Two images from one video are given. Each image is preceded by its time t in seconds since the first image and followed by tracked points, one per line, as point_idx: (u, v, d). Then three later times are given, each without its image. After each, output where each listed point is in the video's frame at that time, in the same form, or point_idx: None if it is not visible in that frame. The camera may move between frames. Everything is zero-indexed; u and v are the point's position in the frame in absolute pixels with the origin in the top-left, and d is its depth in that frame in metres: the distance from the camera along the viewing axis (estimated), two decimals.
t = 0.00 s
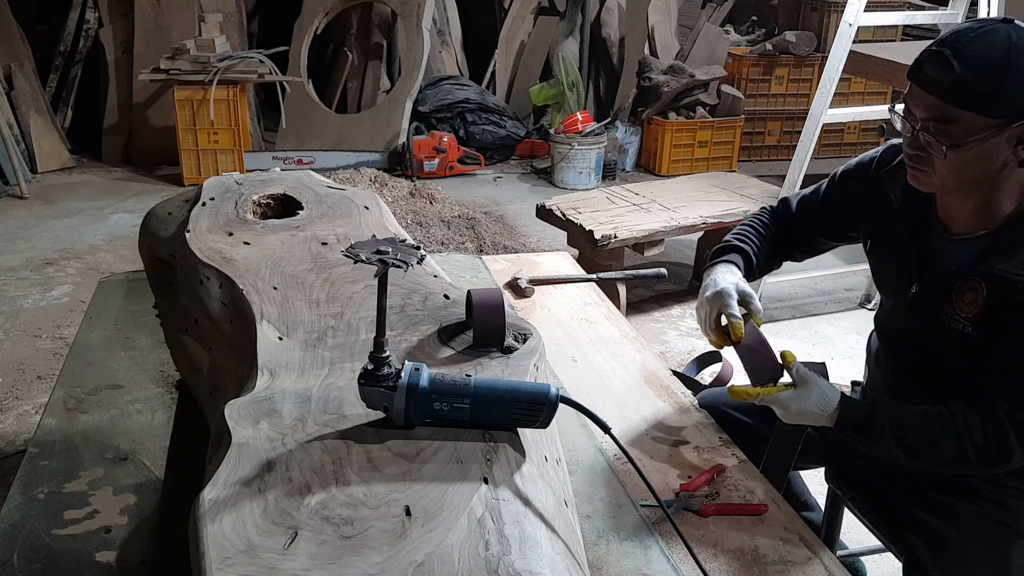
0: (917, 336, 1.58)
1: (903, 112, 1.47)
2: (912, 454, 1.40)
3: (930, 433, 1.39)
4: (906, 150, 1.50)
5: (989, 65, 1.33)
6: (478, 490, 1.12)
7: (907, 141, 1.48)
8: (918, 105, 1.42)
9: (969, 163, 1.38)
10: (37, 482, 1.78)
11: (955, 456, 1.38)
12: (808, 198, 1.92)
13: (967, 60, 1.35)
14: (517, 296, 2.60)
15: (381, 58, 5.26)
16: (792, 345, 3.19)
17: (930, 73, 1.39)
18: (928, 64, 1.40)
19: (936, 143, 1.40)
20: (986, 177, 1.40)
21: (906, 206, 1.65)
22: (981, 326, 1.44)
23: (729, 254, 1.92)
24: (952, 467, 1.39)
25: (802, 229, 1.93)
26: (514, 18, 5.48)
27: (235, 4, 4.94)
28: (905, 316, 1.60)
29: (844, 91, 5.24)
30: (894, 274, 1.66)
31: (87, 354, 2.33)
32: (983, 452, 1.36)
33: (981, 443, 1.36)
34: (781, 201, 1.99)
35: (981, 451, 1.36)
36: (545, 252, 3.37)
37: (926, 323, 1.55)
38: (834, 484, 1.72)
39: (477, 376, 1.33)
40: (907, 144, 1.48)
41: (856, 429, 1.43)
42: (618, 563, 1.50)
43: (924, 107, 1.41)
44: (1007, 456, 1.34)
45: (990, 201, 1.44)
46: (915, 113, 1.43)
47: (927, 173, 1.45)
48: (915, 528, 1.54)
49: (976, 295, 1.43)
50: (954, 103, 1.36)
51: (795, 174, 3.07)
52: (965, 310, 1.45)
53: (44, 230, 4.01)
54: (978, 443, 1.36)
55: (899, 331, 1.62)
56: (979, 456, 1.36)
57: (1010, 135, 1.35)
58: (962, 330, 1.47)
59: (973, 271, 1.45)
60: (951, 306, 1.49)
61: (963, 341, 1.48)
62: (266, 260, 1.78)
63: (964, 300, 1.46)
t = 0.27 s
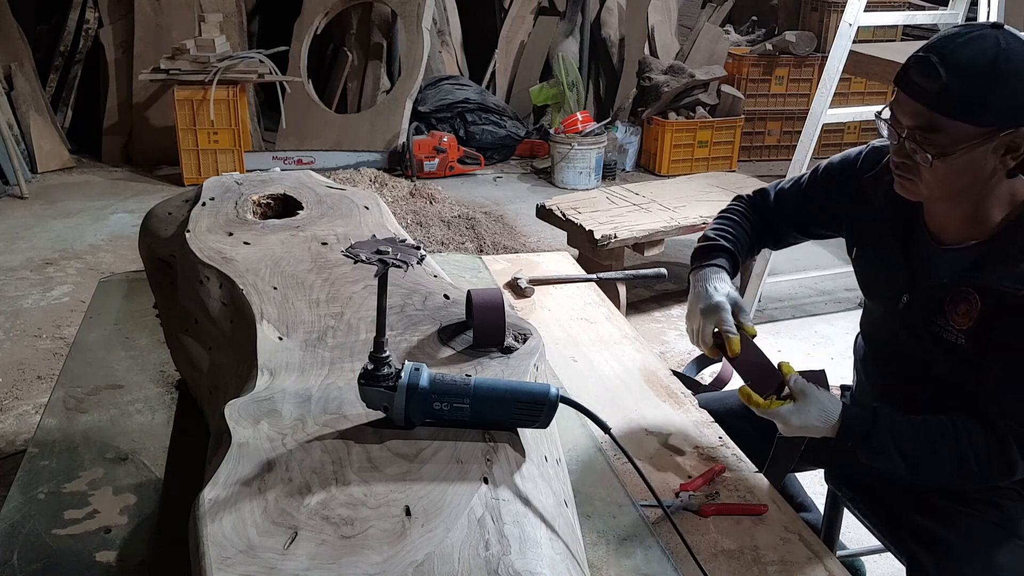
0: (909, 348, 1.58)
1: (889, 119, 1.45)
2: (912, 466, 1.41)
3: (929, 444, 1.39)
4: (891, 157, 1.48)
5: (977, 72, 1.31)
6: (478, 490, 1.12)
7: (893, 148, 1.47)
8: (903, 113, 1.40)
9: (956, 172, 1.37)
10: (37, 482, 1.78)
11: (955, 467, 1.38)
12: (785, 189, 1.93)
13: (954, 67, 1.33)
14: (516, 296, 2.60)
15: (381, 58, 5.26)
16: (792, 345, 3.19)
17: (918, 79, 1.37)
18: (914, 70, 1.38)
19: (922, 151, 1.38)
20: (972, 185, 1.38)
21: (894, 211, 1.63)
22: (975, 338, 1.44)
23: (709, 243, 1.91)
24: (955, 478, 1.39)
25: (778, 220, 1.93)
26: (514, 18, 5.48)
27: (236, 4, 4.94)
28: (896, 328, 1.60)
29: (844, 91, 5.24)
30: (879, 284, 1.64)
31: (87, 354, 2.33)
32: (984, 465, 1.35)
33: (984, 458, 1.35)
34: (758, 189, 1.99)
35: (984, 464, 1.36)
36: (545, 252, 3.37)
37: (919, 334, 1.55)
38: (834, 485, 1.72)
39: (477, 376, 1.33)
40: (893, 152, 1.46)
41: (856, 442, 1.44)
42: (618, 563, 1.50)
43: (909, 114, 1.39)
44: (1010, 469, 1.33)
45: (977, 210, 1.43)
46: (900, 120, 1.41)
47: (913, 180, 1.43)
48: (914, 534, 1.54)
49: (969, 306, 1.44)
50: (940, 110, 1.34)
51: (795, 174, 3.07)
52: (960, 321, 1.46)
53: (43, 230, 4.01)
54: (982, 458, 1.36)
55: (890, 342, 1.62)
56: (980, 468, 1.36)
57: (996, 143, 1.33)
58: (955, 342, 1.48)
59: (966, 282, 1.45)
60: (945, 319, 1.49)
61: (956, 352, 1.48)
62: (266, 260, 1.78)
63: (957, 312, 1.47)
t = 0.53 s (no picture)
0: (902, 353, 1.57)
1: (883, 122, 1.46)
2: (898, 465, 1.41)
3: (916, 446, 1.39)
4: (885, 160, 1.49)
5: (971, 80, 1.31)
6: (478, 491, 1.12)
7: (887, 151, 1.47)
8: (897, 117, 1.40)
9: (947, 179, 1.37)
10: (36, 482, 1.78)
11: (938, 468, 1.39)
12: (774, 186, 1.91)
13: (948, 73, 1.33)
14: (516, 296, 2.60)
15: (381, 58, 5.26)
16: (792, 345, 3.19)
17: (912, 84, 1.37)
18: (909, 75, 1.37)
19: (914, 157, 1.38)
20: (964, 193, 1.39)
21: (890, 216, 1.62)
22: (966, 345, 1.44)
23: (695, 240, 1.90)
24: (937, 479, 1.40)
25: (766, 216, 1.91)
26: (514, 18, 5.49)
27: (236, 4, 4.94)
28: (889, 332, 1.59)
29: (844, 91, 5.24)
30: (874, 288, 1.63)
31: (87, 354, 2.33)
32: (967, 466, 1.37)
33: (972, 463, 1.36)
34: (745, 185, 1.97)
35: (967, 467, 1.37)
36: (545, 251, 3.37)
37: (912, 340, 1.54)
38: (835, 485, 1.73)
39: (478, 376, 1.33)
40: (887, 155, 1.46)
41: (840, 436, 1.43)
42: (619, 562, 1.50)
43: (903, 119, 1.39)
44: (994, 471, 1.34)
45: (970, 217, 1.43)
46: (894, 124, 1.41)
47: (905, 185, 1.44)
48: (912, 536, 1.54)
49: (962, 314, 1.43)
50: (933, 117, 1.34)
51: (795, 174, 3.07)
52: (952, 329, 1.45)
53: (44, 230, 4.01)
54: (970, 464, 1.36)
55: (883, 345, 1.61)
56: (960, 468, 1.37)
57: (989, 152, 1.34)
58: (947, 348, 1.48)
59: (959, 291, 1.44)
60: (936, 326, 1.49)
61: (949, 358, 1.48)
62: (266, 260, 1.78)
63: (949, 319, 1.46)
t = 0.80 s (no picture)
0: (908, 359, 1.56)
1: (892, 127, 1.46)
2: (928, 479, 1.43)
3: (939, 457, 1.41)
4: (893, 165, 1.49)
5: (982, 86, 1.31)
6: (478, 491, 1.12)
7: (895, 157, 1.47)
8: (907, 123, 1.40)
9: (959, 185, 1.38)
10: (36, 482, 1.78)
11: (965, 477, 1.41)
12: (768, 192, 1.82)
13: (960, 77, 1.33)
14: (516, 296, 2.60)
15: (381, 58, 5.26)
16: (792, 345, 3.19)
17: (922, 90, 1.37)
18: (919, 80, 1.38)
19: (925, 164, 1.38)
20: (975, 198, 1.39)
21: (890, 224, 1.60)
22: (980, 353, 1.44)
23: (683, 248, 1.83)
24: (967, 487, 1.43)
25: (762, 223, 1.81)
26: (514, 18, 5.49)
27: (235, 4, 4.94)
28: (895, 338, 1.58)
29: (844, 91, 5.23)
30: (877, 292, 1.61)
31: (87, 354, 2.33)
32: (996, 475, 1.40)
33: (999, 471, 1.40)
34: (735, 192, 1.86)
35: (995, 475, 1.40)
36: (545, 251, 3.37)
37: (921, 347, 1.53)
38: (835, 485, 1.73)
39: (477, 376, 1.33)
40: (895, 160, 1.46)
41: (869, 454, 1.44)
42: (617, 561, 1.50)
43: (913, 126, 1.39)
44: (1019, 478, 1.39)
45: (980, 223, 1.44)
46: (904, 130, 1.41)
47: (915, 191, 1.44)
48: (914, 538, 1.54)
49: (976, 320, 1.44)
50: (944, 122, 1.34)
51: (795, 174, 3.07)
52: (965, 335, 1.45)
53: (44, 230, 4.01)
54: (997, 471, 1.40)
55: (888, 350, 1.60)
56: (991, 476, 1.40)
57: (1000, 158, 1.34)
58: (958, 355, 1.47)
59: (973, 298, 1.44)
60: (946, 333, 1.48)
61: (959, 364, 1.48)
62: (266, 259, 1.78)
63: (960, 325, 1.46)
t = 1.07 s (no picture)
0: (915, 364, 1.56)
1: (898, 133, 1.45)
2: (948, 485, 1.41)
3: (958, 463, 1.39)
4: (899, 172, 1.49)
5: (991, 90, 1.32)
6: (478, 491, 1.11)
7: (901, 163, 1.47)
8: (915, 129, 1.40)
9: (969, 190, 1.37)
10: (36, 482, 1.78)
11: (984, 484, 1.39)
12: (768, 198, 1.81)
13: (968, 82, 1.33)
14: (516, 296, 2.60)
15: (381, 58, 5.26)
16: (792, 345, 3.19)
17: (930, 95, 1.37)
18: (926, 86, 1.37)
19: (934, 170, 1.38)
20: (983, 203, 1.39)
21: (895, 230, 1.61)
22: (992, 356, 1.44)
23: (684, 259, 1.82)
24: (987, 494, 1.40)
25: (764, 228, 1.80)
26: (514, 18, 5.49)
27: (235, 4, 4.94)
28: (902, 345, 1.58)
29: (844, 91, 5.23)
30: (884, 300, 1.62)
31: (87, 354, 2.33)
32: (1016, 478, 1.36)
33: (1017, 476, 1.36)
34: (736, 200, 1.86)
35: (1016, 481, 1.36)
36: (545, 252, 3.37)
37: (930, 353, 1.53)
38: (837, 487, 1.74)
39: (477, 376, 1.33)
40: (902, 167, 1.46)
41: (893, 458, 1.43)
42: (617, 561, 1.50)
43: (922, 131, 1.39)
44: None
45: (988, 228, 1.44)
46: (911, 136, 1.41)
47: (924, 197, 1.43)
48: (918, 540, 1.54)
49: (987, 324, 1.44)
50: (954, 128, 1.34)
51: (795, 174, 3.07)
52: (975, 340, 1.46)
53: (44, 230, 4.01)
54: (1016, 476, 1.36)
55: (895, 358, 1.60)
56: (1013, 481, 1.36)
57: (1009, 163, 1.34)
58: (969, 361, 1.47)
59: (984, 302, 1.44)
60: (957, 337, 1.49)
61: (969, 369, 1.48)
62: (266, 259, 1.78)
63: (971, 330, 1.46)
